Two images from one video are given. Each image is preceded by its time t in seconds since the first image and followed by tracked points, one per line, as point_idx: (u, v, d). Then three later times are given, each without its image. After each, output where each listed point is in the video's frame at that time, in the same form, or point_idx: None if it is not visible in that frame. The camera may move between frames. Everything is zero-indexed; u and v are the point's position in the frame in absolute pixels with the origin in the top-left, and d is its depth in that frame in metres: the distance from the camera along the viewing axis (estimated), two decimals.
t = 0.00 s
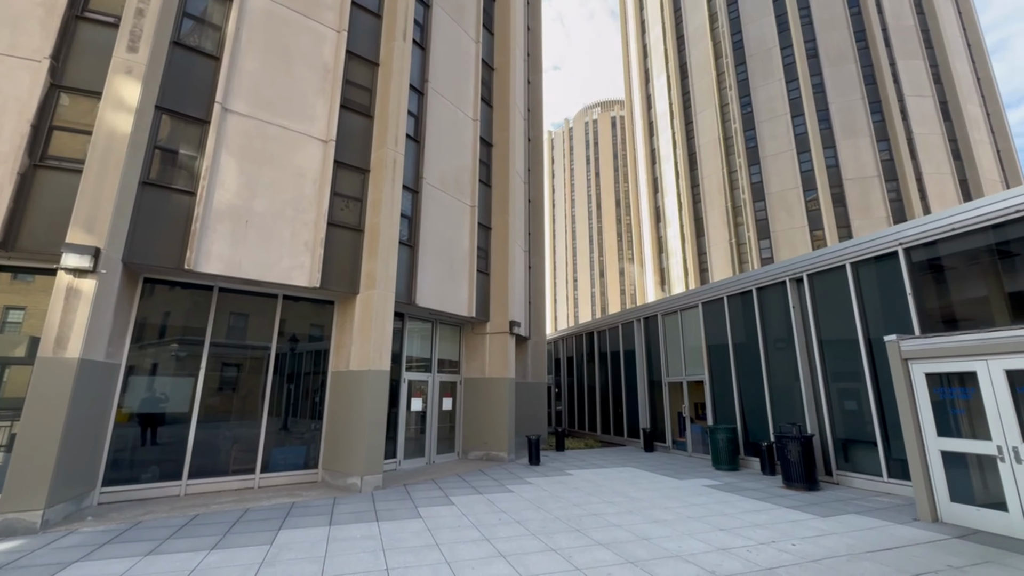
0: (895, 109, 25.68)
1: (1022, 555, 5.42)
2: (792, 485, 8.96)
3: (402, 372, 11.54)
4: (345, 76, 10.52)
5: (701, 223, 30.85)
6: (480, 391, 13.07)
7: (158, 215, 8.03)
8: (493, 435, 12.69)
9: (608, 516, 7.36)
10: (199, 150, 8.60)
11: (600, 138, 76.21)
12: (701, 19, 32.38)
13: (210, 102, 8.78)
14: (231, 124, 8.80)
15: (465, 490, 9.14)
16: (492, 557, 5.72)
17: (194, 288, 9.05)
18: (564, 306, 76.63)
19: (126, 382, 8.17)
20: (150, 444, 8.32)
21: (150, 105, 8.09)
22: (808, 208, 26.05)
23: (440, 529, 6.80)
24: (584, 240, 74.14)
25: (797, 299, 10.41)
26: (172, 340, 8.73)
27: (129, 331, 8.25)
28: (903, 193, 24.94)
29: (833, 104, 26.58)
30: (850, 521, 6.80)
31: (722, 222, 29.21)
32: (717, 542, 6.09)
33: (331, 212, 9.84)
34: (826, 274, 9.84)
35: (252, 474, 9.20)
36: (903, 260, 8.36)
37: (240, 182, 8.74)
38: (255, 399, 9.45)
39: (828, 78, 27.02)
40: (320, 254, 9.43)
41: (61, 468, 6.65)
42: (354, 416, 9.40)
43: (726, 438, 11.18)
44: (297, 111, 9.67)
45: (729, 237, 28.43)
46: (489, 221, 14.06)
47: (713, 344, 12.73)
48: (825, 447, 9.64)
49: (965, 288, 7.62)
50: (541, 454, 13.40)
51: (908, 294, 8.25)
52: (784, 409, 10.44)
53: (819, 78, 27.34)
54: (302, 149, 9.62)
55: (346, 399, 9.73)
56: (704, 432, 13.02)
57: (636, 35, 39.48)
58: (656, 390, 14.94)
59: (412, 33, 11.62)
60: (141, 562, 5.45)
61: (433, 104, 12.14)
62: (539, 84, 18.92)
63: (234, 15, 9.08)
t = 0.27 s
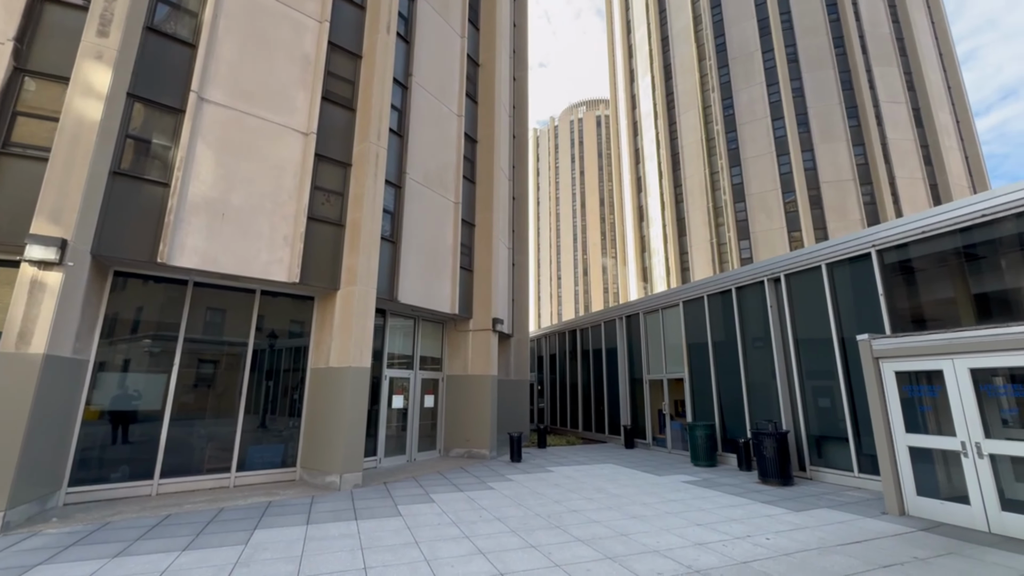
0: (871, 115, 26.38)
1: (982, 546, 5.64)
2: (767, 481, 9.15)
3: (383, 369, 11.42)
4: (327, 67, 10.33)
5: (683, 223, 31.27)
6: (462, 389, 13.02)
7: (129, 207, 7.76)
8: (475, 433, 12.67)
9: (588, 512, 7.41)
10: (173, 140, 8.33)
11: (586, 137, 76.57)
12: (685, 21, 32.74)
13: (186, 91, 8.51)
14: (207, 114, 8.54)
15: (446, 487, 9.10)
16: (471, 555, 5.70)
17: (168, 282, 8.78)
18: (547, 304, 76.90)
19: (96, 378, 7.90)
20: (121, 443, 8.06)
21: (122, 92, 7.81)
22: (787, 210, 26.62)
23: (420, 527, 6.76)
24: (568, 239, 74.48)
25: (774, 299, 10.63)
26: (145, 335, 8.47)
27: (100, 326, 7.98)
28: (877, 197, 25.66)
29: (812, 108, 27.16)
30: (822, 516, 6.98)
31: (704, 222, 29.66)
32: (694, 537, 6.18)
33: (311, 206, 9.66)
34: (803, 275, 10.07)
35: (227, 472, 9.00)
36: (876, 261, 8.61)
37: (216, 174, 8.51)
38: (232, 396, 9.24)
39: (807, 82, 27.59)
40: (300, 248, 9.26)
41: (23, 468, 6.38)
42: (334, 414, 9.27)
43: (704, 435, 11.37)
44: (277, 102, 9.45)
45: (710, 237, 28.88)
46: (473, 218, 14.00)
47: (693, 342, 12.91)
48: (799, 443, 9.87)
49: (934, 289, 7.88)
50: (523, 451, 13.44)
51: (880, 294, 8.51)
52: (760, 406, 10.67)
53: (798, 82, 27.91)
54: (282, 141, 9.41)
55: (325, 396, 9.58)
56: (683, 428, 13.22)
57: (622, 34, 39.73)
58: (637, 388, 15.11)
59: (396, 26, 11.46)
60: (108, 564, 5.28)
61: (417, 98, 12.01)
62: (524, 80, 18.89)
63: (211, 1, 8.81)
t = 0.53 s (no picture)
0: (848, 120, 27.02)
1: (947, 539, 5.83)
2: (745, 477, 9.32)
3: (365, 366, 11.29)
4: (309, 58, 10.13)
5: (667, 223, 31.63)
6: (445, 386, 12.97)
7: (99, 197, 7.48)
8: (458, 430, 12.62)
9: (569, 509, 7.45)
10: (147, 130, 8.06)
11: (572, 136, 76.82)
12: (671, 23, 33.05)
13: (161, 79, 8.24)
14: (184, 103, 8.29)
15: (427, 485, 9.05)
16: (452, 553, 5.67)
17: (141, 276, 8.51)
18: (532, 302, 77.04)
19: (66, 375, 7.61)
20: (91, 441, 7.79)
21: (93, 78, 7.52)
22: (767, 211, 27.13)
23: (401, 525, 6.70)
24: (553, 237, 74.69)
25: (754, 298, 10.83)
26: (118, 331, 8.20)
27: (70, 321, 7.70)
28: (853, 200, 26.32)
29: (792, 112, 27.70)
30: (796, 510, 7.15)
31: (687, 222, 30.06)
32: (673, 533, 6.26)
33: (292, 200, 9.48)
34: (781, 275, 10.28)
35: (202, 471, 8.78)
36: (852, 263, 8.84)
37: (193, 164, 8.27)
38: (208, 393, 9.02)
39: (788, 86, 28.12)
40: (279, 243, 9.08)
41: None
42: (314, 411, 9.14)
43: (684, 432, 11.53)
44: (257, 93, 9.23)
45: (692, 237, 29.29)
46: (457, 214, 13.92)
47: (674, 341, 13.07)
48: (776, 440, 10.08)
49: (905, 290, 8.13)
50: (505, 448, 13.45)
51: (855, 295, 8.74)
52: (739, 404, 10.86)
53: (780, 86, 28.42)
54: (262, 133, 9.20)
55: (305, 393, 9.43)
56: (664, 426, 13.39)
57: (608, 34, 39.91)
58: (620, 385, 15.25)
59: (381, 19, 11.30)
60: (75, 566, 5.10)
61: (402, 92, 11.87)
62: (510, 77, 18.84)
63: None
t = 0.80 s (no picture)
0: (828, 124, 27.60)
1: (917, 532, 6.01)
2: (724, 473, 9.47)
3: (348, 363, 11.16)
4: (292, 49, 9.94)
5: (651, 223, 31.93)
6: (429, 383, 12.90)
7: (70, 188, 7.21)
8: (441, 427, 12.58)
9: (551, 505, 7.47)
10: (121, 118, 7.80)
11: (559, 134, 76.98)
12: (658, 23, 33.31)
13: (137, 66, 7.98)
14: (161, 92, 8.04)
15: (410, 482, 9.00)
16: (434, 550, 5.64)
17: (115, 270, 8.26)
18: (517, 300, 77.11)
19: (35, 371, 7.35)
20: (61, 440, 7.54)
21: (64, 64, 7.24)
22: (749, 212, 27.58)
23: (382, 523, 6.64)
24: (540, 235, 74.82)
25: (735, 297, 11.00)
26: (91, 326, 7.95)
27: (40, 316, 7.43)
28: (832, 203, 26.92)
29: (775, 115, 28.17)
30: (773, 506, 7.29)
31: (671, 222, 30.41)
32: (654, 529, 6.33)
33: (273, 193, 9.29)
34: (762, 275, 10.46)
35: (178, 470, 8.57)
36: (830, 263, 9.05)
37: (170, 155, 8.04)
38: (185, 390, 8.81)
39: (771, 89, 28.58)
40: (260, 237, 8.90)
41: None
42: (295, 408, 9.00)
43: (666, 429, 11.67)
44: (237, 83, 9.01)
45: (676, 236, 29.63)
46: (443, 211, 13.84)
47: (657, 339, 13.21)
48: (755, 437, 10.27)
49: (880, 291, 8.35)
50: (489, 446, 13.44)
51: (833, 295, 8.94)
52: (720, 401, 11.03)
53: (763, 89, 28.88)
54: (242, 125, 9.00)
55: (286, 390, 9.28)
56: (646, 423, 13.54)
57: (596, 33, 40.02)
58: (603, 383, 15.36)
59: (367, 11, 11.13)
60: (42, 568, 4.95)
61: (387, 86, 11.72)
62: (498, 74, 18.76)
63: None
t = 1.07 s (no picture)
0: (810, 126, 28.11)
1: (890, 525, 6.17)
2: (706, 469, 9.61)
3: (331, 359, 11.03)
4: (275, 40, 9.74)
5: (637, 221, 32.19)
6: (414, 380, 12.82)
7: (41, 178, 6.95)
8: (426, 425, 12.51)
9: (535, 502, 7.49)
10: (96, 107, 7.55)
11: (547, 132, 77.03)
12: (645, 23, 33.52)
13: (112, 54, 7.73)
14: (138, 80, 7.81)
15: (394, 480, 8.94)
16: (417, 548, 5.61)
17: (89, 263, 8.01)
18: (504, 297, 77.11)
19: (5, 367, 7.09)
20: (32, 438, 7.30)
21: (36, 49, 6.98)
22: (733, 212, 27.98)
23: (365, 521, 6.59)
24: (527, 233, 74.88)
25: (718, 296, 11.15)
26: (64, 321, 7.70)
27: (9, 310, 7.16)
28: (813, 204, 27.45)
29: (759, 116, 28.58)
30: (753, 501, 7.42)
31: (656, 221, 30.70)
32: (636, 524, 6.38)
33: (255, 187, 9.11)
34: (744, 274, 10.62)
35: (155, 468, 8.37)
36: (810, 263, 9.22)
37: (147, 146, 7.82)
38: (163, 387, 8.61)
39: (755, 91, 28.98)
40: (241, 231, 8.72)
41: None
42: (277, 405, 8.86)
43: (650, 426, 11.80)
44: (218, 73, 8.80)
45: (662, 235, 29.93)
46: (429, 207, 13.75)
47: (642, 337, 13.33)
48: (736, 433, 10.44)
49: (858, 290, 8.54)
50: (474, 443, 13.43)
51: (813, 294, 9.12)
52: (703, 398, 11.18)
53: (748, 91, 29.27)
54: (223, 116, 8.80)
55: (267, 387, 9.12)
56: (630, 420, 13.66)
57: (584, 32, 40.11)
58: (588, 380, 15.45)
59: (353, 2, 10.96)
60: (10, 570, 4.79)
61: (373, 80, 11.57)
62: (486, 70, 18.68)
63: None
